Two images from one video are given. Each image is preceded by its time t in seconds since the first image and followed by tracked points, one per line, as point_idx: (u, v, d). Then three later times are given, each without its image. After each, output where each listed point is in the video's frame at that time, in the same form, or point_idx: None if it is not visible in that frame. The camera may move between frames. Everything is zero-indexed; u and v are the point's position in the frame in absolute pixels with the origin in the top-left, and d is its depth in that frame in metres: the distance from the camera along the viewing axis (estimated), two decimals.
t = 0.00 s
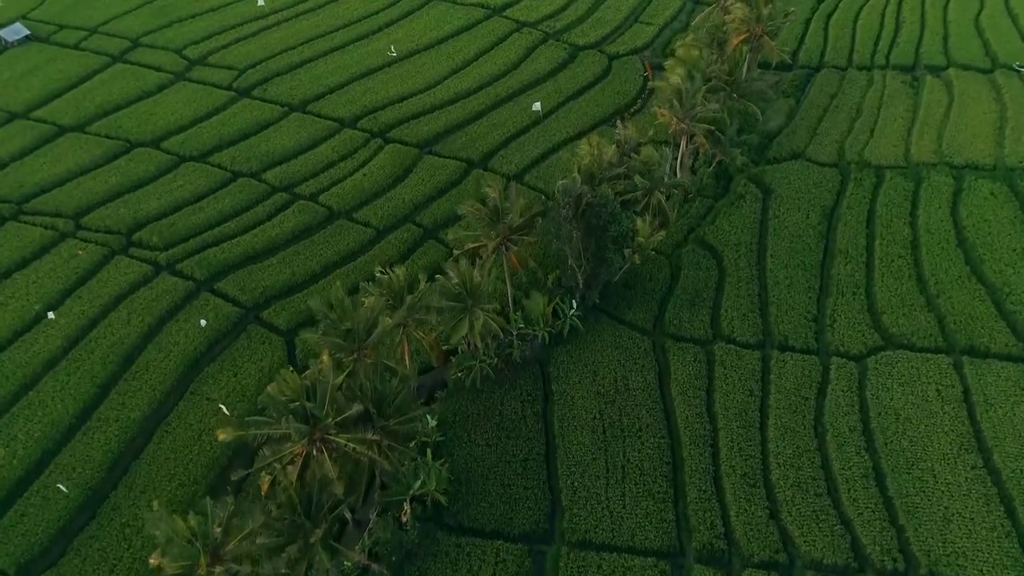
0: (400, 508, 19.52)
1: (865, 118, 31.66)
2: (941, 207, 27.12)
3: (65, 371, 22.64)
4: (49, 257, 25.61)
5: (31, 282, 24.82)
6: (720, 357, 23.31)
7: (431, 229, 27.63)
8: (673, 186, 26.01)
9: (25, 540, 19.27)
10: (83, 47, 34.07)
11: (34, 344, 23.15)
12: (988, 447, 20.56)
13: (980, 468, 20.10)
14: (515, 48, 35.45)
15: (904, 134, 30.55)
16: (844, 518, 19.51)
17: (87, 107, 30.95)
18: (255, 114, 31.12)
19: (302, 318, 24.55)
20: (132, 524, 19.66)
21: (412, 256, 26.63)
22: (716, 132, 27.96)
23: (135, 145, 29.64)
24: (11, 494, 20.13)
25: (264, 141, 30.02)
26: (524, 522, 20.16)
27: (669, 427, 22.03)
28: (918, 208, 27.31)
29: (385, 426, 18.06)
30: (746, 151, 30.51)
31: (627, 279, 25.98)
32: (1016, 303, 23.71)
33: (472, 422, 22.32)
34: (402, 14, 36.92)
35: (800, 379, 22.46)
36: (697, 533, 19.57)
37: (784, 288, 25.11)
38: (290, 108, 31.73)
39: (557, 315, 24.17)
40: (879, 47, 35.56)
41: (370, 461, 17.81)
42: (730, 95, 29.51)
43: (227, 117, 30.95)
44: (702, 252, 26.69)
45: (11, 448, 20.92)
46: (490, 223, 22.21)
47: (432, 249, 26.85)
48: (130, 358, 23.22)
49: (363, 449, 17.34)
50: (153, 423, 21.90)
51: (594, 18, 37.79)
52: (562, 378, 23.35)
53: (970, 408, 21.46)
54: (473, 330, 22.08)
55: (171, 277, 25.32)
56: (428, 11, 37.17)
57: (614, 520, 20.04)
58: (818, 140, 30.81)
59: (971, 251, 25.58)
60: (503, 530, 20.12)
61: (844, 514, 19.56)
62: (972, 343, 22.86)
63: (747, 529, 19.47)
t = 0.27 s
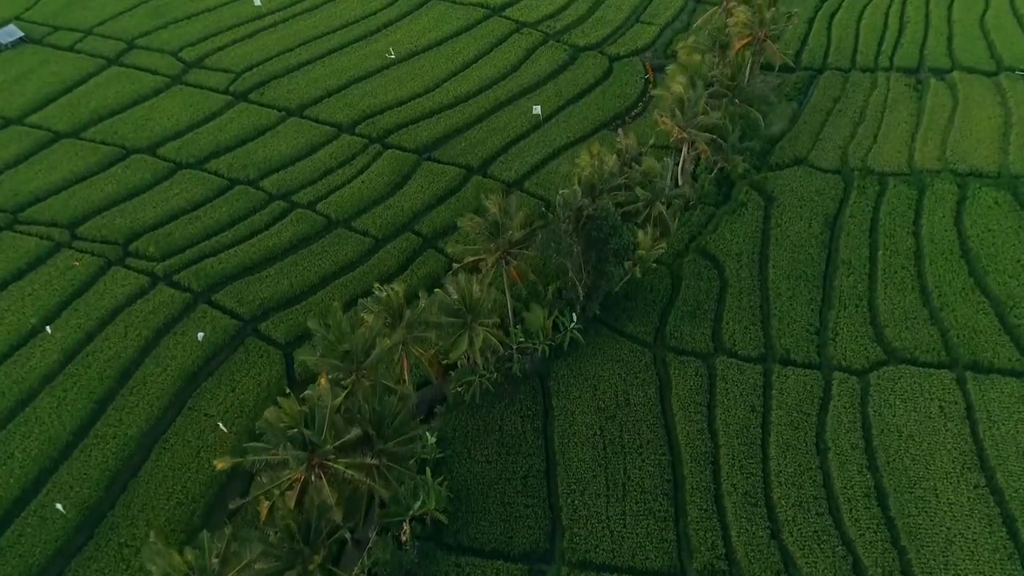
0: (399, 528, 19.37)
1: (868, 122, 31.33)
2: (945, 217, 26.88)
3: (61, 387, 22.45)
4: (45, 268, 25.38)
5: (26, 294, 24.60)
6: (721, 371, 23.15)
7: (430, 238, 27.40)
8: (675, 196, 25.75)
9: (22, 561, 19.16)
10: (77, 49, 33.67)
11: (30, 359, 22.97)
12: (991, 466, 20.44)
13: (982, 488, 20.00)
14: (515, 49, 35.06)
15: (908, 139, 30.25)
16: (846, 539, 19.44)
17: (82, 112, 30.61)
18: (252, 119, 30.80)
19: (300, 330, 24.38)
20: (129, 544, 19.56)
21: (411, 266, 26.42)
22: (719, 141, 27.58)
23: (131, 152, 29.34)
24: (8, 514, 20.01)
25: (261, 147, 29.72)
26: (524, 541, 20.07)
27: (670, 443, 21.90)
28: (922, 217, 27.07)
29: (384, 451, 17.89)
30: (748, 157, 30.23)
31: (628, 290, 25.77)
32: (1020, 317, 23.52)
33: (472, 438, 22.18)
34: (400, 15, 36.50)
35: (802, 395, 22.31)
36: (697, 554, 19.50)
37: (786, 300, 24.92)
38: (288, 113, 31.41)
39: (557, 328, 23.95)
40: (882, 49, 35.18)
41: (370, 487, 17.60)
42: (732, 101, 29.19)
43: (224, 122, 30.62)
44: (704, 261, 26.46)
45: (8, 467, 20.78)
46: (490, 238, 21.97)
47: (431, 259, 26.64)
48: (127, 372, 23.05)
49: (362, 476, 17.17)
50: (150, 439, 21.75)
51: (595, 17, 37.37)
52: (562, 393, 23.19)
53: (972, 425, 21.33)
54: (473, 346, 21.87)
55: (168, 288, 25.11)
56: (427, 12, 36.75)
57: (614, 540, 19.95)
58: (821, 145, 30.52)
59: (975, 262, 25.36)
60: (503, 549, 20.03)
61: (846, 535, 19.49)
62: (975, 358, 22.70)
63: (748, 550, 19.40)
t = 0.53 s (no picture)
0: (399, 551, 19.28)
1: (872, 128, 30.98)
2: (949, 228, 26.63)
3: (58, 406, 22.27)
4: (40, 282, 25.13)
5: (22, 309, 24.38)
6: (722, 389, 22.99)
7: (430, 249, 27.15)
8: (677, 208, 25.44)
9: None
10: (72, 52, 33.24)
11: (26, 377, 22.78)
12: (994, 489, 20.33)
13: (985, 511, 19.90)
14: (515, 52, 34.62)
15: (912, 147, 29.93)
16: (848, 564, 19.37)
17: (77, 119, 30.24)
18: (249, 126, 30.44)
19: (298, 346, 24.19)
20: (128, 569, 19.46)
21: (410, 279, 26.20)
22: (721, 151, 27.13)
23: (126, 160, 29.01)
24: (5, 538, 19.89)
25: (258, 155, 29.38)
26: (524, 564, 20.00)
27: (671, 463, 21.78)
28: (926, 229, 26.81)
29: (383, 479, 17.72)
30: (751, 164, 29.88)
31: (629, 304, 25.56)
32: None
33: (472, 458, 22.04)
34: (398, 15, 36.01)
35: (804, 414, 22.17)
36: None
37: (788, 315, 24.72)
38: (285, 119, 31.04)
39: (557, 344, 23.74)
40: (887, 51, 34.74)
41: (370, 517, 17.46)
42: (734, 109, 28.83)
43: (220, 129, 30.27)
44: (705, 274, 26.24)
45: (5, 489, 20.66)
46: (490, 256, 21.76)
47: (430, 272, 26.40)
48: (125, 390, 22.88)
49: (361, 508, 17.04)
50: (148, 460, 21.61)
51: (595, 18, 36.88)
52: (563, 410, 23.03)
53: (976, 446, 21.19)
54: (473, 366, 21.68)
55: (164, 303, 24.88)
56: (425, 13, 36.27)
57: (615, 563, 19.87)
58: (824, 152, 30.19)
59: (980, 276, 25.12)
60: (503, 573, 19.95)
61: (847, 560, 19.42)
62: (979, 376, 22.53)
63: None
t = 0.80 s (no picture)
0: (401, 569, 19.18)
1: (875, 133, 30.71)
2: (952, 238, 26.45)
3: (55, 422, 22.17)
4: (37, 294, 24.97)
5: (19, 323, 24.23)
6: (723, 403, 22.88)
7: (429, 258, 26.96)
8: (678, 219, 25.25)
9: None
10: (66, 55, 32.88)
11: (23, 393, 22.67)
12: (996, 507, 20.27)
13: (986, 530, 19.85)
14: (514, 54, 34.28)
15: (915, 153, 29.68)
16: None
17: (72, 125, 29.96)
18: (246, 132, 30.16)
19: (297, 360, 24.07)
20: None
21: (409, 290, 26.04)
22: (725, 160, 26.86)
23: (123, 168, 28.76)
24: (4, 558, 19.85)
25: (256, 162, 29.11)
26: None
27: (671, 479, 21.70)
28: (928, 238, 26.63)
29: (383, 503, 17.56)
30: (752, 171, 29.65)
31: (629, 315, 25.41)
32: None
33: (471, 474, 21.96)
34: (397, 16, 35.63)
35: (805, 430, 22.06)
36: None
37: (789, 327, 24.59)
38: (283, 124, 30.75)
39: (558, 358, 23.59)
40: (890, 52, 34.40)
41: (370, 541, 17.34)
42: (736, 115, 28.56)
43: (217, 135, 30.01)
44: (707, 284, 26.07)
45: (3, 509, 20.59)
46: (490, 271, 21.60)
47: (430, 282, 26.23)
48: (122, 406, 22.77)
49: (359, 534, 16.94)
50: (146, 477, 21.53)
51: (596, 18, 36.49)
52: (563, 425, 22.93)
53: (977, 463, 21.11)
54: (472, 382, 21.57)
55: (162, 315, 24.71)
56: (424, 13, 35.88)
57: None
58: (826, 158, 29.94)
59: (982, 288, 24.97)
60: None
61: None
62: (981, 391, 22.43)
63: None
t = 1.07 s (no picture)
0: None
1: (878, 139, 30.46)
2: (954, 248, 26.28)
3: (53, 438, 22.09)
4: (34, 306, 24.83)
5: (16, 336, 24.10)
6: (724, 419, 22.80)
7: (428, 268, 26.78)
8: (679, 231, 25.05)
9: None
10: (61, 59, 32.55)
11: (21, 409, 22.56)
12: (996, 526, 20.23)
13: (987, 550, 19.83)
14: (514, 56, 33.95)
15: (918, 159, 29.45)
16: None
17: (68, 131, 29.70)
18: (244, 138, 29.90)
19: (296, 373, 23.96)
20: None
21: (409, 301, 25.89)
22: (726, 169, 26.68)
23: (119, 175, 28.54)
24: None
25: (253, 170, 28.87)
26: None
27: (671, 496, 21.66)
28: (931, 248, 26.45)
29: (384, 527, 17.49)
30: (754, 178, 29.43)
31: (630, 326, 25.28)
32: None
33: (471, 490, 21.90)
34: (395, 18, 35.26)
35: (806, 446, 21.99)
36: None
37: (791, 339, 24.46)
38: (280, 130, 30.49)
39: (558, 372, 23.45)
40: (893, 55, 34.08)
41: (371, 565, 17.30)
42: (738, 122, 28.32)
43: (215, 142, 29.75)
44: (708, 295, 25.91)
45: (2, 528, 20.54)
46: (490, 288, 21.39)
47: (429, 292, 26.07)
48: (121, 422, 22.67)
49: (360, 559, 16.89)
50: (145, 494, 21.47)
51: (596, 19, 36.13)
52: (563, 440, 22.84)
53: (978, 481, 21.06)
54: (472, 399, 21.45)
55: (159, 328, 24.58)
56: (422, 14, 35.51)
57: None
58: (828, 165, 29.72)
59: (985, 299, 24.83)
60: None
61: None
62: (982, 407, 22.34)
63: None
